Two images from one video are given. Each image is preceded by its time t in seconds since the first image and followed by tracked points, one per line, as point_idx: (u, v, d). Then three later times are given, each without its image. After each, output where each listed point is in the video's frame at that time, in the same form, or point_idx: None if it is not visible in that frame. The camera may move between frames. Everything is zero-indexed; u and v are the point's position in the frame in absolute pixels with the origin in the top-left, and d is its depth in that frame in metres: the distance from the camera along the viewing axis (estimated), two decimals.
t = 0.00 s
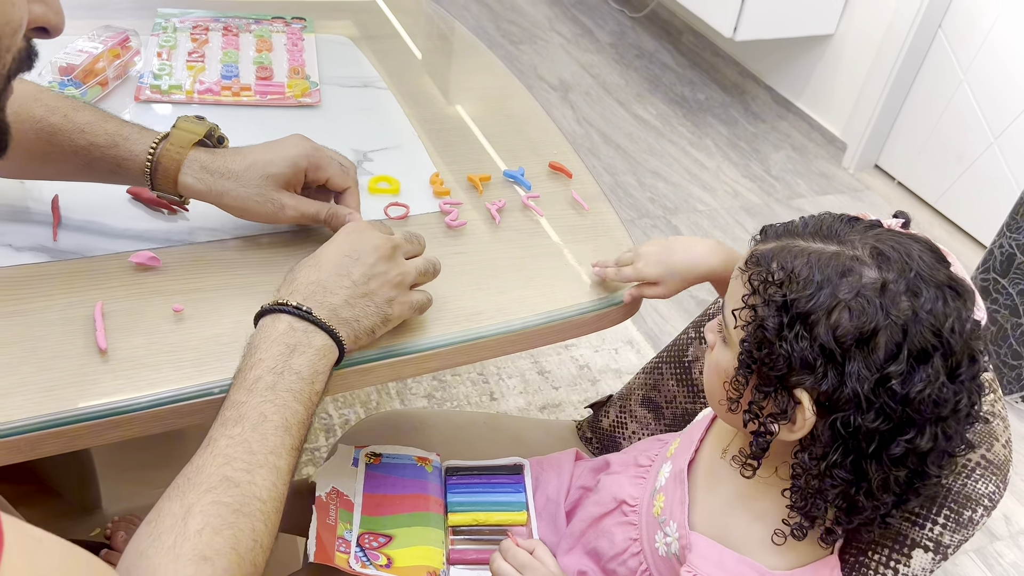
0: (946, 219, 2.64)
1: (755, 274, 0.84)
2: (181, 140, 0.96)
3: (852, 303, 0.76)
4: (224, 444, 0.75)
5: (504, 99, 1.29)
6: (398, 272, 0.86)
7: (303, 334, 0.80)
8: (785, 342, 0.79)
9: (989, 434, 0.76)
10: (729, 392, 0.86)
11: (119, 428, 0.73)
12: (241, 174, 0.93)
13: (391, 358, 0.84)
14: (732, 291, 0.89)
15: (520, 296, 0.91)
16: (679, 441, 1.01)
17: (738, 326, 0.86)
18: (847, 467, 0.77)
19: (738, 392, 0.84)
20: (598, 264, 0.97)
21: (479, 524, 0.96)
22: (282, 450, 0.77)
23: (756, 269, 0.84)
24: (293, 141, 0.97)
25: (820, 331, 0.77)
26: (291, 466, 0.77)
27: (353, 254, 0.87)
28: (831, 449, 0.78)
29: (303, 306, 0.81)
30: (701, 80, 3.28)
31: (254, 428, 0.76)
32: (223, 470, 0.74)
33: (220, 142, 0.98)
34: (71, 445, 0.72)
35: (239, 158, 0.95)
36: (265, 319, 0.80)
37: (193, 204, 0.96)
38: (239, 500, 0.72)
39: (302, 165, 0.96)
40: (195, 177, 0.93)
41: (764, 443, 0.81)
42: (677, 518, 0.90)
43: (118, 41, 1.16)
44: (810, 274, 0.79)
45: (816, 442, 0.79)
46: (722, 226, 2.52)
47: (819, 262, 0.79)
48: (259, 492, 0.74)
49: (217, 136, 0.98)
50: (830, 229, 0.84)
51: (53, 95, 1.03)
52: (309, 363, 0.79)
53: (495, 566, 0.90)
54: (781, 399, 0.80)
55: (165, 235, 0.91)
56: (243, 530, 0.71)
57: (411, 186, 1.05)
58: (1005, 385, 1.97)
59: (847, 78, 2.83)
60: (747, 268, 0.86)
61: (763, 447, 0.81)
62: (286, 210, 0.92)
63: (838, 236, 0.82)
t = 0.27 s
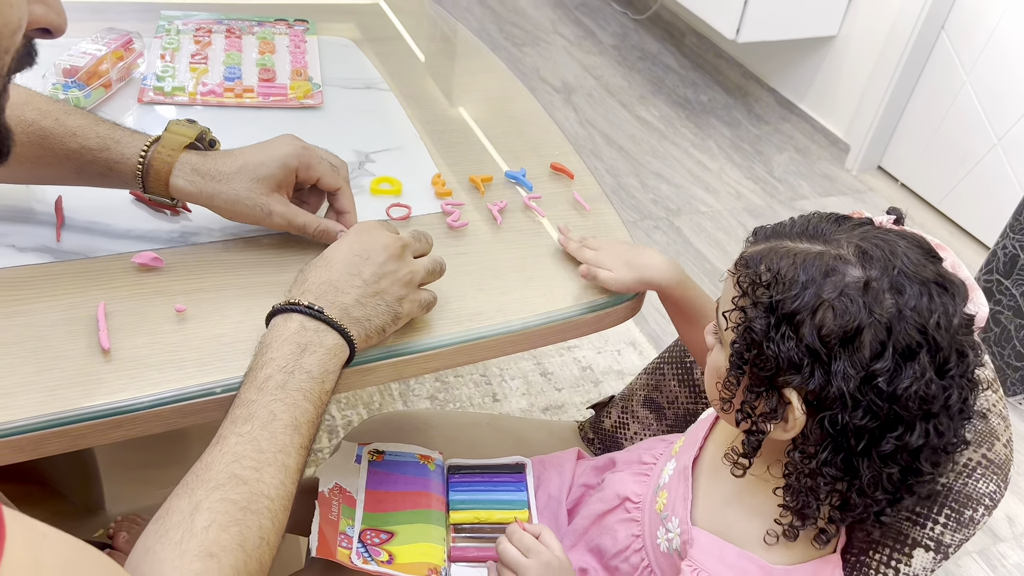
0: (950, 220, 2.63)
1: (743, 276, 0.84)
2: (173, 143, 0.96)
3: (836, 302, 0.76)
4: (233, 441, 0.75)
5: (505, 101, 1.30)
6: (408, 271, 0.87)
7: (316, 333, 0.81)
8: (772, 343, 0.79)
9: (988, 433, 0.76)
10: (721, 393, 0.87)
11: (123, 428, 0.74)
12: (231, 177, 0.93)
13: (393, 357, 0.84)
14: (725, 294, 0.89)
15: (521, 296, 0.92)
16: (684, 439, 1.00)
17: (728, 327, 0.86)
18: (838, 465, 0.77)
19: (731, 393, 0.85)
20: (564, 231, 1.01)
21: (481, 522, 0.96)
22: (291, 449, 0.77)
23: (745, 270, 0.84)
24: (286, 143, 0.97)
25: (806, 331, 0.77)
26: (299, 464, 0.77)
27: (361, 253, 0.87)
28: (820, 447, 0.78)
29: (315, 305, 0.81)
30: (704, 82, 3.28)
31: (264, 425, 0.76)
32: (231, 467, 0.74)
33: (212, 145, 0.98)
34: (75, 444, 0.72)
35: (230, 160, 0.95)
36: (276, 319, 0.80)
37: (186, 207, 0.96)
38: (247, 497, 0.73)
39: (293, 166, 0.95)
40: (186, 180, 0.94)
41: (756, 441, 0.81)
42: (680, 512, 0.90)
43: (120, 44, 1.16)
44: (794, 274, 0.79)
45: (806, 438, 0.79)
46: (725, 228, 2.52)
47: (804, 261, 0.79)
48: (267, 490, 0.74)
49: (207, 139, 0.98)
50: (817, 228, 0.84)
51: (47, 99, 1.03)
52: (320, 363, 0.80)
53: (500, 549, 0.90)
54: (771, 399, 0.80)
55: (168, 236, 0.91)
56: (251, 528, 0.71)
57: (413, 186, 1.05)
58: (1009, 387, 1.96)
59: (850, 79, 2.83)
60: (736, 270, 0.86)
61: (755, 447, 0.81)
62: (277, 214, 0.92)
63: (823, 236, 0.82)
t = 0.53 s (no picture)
0: (952, 221, 2.63)
1: (726, 273, 0.85)
2: (178, 150, 0.97)
3: (820, 295, 0.76)
4: (233, 440, 0.75)
5: (505, 102, 1.30)
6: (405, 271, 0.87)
7: (316, 336, 0.81)
8: (757, 337, 0.79)
9: (985, 432, 0.76)
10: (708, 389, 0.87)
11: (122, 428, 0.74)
12: (236, 180, 0.94)
13: (392, 358, 0.85)
14: (708, 292, 0.89)
15: (520, 297, 0.92)
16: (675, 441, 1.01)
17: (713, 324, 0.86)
18: (826, 456, 0.79)
19: (717, 390, 0.85)
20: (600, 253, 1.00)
21: (480, 523, 0.96)
22: (289, 449, 0.77)
23: (727, 268, 0.85)
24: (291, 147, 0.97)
25: (791, 325, 0.78)
26: (297, 464, 0.77)
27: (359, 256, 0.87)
28: (809, 440, 0.79)
29: (316, 309, 0.81)
30: (705, 84, 3.28)
31: (263, 426, 0.76)
32: (228, 466, 0.74)
33: (217, 156, 0.99)
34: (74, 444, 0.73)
35: (236, 164, 0.95)
36: (278, 322, 0.81)
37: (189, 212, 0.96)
38: (244, 495, 0.73)
39: (298, 167, 0.96)
40: (190, 183, 0.94)
41: (744, 437, 0.82)
42: (672, 515, 0.91)
43: (121, 47, 1.16)
44: (777, 268, 0.79)
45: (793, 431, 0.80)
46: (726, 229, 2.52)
47: (786, 256, 0.80)
48: (265, 488, 0.74)
49: (214, 150, 0.99)
50: (796, 224, 0.85)
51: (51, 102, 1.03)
52: (320, 365, 0.80)
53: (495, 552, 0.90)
54: (758, 394, 0.80)
55: (167, 237, 0.92)
56: (247, 525, 0.72)
57: (412, 188, 1.05)
58: (1009, 387, 1.96)
59: (852, 80, 2.83)
60: (718, 267, 0.87)
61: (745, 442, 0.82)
62: (282, 214, 0.92)
63: (803, 231, 0.83)
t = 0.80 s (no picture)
0: (953, 223, 2.63)
1: (718, 278, 0.85)
2: (167, 142, 0.96)
3: (810, 295, 0.77)
4: (225, 442, 0.75)
5: (504, 103, 1.30)
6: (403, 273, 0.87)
7: (313, 338, 0.81)
8: (749, 339, 0.80)
9: (981, 433, 0.76)
10: (703, 394, 0.87)
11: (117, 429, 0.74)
12: (227, 174, 0.94)
13: (389, 359, 0.85)
14: (700, 297, 0.90)
15: (517, 298, 0.92)
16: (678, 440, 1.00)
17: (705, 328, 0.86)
18: (822, 456, 0.78)
19: (711, 394, 0.85)
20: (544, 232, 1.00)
21: (478, 523, 0.96)
22: (283, 452, 0.77)
23: (718, 272, 0.85)
24: (281, 140, 0.97)
25: (782, 325, 0.78)
26: (291, 468, 0.77)
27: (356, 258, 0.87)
28: (806, 440, 0.78)
29: (314, 312, 0.81)
30: (706, 85, 3.28)
31: (256, 429, 0.76)
32: (221, 468, 0.74)
33: (207, 144, 0.98)
34: (70, 445, 0.73)
35: (226, 158, 0.95)
36: (276, 324, 0.81)
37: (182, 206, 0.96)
38: (236, 497, 0.72)
39: (288, 162, 0.96)
40: (183, 179, 0.94)
41: (742, 441, 0.82)
42: (670, 514, 0.91)
43: (120, 48, 1.17)
44: (767, 270, 0.80)
45: (788, 432, 0.80)
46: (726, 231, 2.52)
47: (775, 257, 0.80)
48: (257, 491, 0.74)
49: (203, 138, 0.98)
50: (785, 227, 0.86)
51: (43, 99, 1.02)
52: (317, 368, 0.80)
53: (492, 551, 0.90)
54: (754, 397, 0.81)
55: (165, 238, 0.92)
56: (237, 528, 0.71)
57: (410, 189, 1.05)
58: (1010, 389, 1.95)
59: (852, 82, 2.82)
60: (710, 272, 0.87)
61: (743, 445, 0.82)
62: (274, 210, 0.93)
63: (791, 233, 0.84)
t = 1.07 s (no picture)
0: (954, 224, 2.63)
1: (704, 271, 0.86)
2: (174, 154, 0.95)
3: (786, 283, 0.77)
4: (219, 447, 0.75)
5: (503, 106, 1.30)
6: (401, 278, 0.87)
7: (309, 343, 0.81)
8: (728, 328, 0.81)
9: (979, 436, 0.75)
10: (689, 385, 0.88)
11: (114, 431, 0.74)
12: (236, 188, 0.92)
13: (386, 361, 0.85)
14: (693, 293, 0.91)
15: (515, 301, 0.92)
16: (673, 446, 0.99)
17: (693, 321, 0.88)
18: (796, 446, 0.78)
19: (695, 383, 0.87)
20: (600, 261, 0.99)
21: (476, 526, 0.96)
22: (277, 457, 0.76)
23: (705, 265, 0.86)
24: (293, 153, 0.96)
25: (758, 313, 0.78)
26: (284, 473, 0.77)
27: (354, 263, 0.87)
28: (779, 430, 0.78)
29: (310, 317, 0.81)
30: (706, 87, 3.28)
31: (251, 433, 0.76)
32: (213, 473, 0.73)
33: (214, 157, 0.97)
34: (66, 448, 0.73)
35: (235, 171, 0.94)
36: (271, 329, 0.80)
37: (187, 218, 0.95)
38: (227, 502, 0.72)
39: (299, 176, 0.94)
40: (188, 192, 0.93)
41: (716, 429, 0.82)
42: (665, 525, 0.90)
43: (118, 50, 1.17)
44: (746, 260, 0.81)
45: (761, 422, 0.80)
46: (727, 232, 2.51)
47: (757, 248, 0.81)
48: (249, 496, 0.73)
49: (210, 152, 0.97)
50: (772, 222, 0.86)
51: (50, 107, 1.01)
52: (313, 372, 0.80)
53: (489, 565, 0.90)
54: (728, 385, 0.81)
55: (162, 241, 0.92)
56: (228, 533, 0.71)
57: (408, 191, 1.05)
58: (1010, 391, 1.95)
59: (853, 84, 2.82)
60: (699, 266, 0.89)
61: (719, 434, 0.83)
62: (283, 225, 0.92)
63: (777, 228, 0.84)
